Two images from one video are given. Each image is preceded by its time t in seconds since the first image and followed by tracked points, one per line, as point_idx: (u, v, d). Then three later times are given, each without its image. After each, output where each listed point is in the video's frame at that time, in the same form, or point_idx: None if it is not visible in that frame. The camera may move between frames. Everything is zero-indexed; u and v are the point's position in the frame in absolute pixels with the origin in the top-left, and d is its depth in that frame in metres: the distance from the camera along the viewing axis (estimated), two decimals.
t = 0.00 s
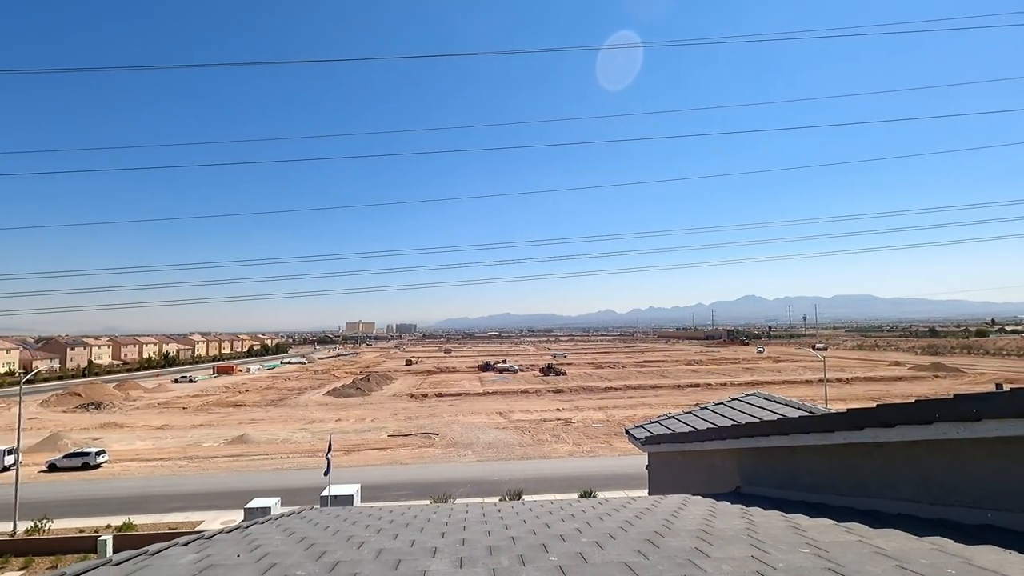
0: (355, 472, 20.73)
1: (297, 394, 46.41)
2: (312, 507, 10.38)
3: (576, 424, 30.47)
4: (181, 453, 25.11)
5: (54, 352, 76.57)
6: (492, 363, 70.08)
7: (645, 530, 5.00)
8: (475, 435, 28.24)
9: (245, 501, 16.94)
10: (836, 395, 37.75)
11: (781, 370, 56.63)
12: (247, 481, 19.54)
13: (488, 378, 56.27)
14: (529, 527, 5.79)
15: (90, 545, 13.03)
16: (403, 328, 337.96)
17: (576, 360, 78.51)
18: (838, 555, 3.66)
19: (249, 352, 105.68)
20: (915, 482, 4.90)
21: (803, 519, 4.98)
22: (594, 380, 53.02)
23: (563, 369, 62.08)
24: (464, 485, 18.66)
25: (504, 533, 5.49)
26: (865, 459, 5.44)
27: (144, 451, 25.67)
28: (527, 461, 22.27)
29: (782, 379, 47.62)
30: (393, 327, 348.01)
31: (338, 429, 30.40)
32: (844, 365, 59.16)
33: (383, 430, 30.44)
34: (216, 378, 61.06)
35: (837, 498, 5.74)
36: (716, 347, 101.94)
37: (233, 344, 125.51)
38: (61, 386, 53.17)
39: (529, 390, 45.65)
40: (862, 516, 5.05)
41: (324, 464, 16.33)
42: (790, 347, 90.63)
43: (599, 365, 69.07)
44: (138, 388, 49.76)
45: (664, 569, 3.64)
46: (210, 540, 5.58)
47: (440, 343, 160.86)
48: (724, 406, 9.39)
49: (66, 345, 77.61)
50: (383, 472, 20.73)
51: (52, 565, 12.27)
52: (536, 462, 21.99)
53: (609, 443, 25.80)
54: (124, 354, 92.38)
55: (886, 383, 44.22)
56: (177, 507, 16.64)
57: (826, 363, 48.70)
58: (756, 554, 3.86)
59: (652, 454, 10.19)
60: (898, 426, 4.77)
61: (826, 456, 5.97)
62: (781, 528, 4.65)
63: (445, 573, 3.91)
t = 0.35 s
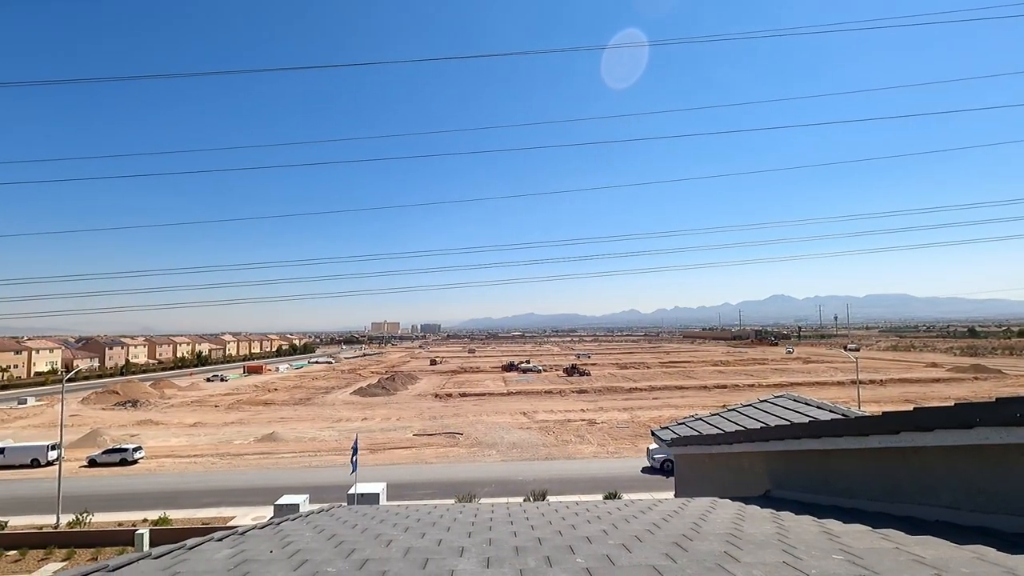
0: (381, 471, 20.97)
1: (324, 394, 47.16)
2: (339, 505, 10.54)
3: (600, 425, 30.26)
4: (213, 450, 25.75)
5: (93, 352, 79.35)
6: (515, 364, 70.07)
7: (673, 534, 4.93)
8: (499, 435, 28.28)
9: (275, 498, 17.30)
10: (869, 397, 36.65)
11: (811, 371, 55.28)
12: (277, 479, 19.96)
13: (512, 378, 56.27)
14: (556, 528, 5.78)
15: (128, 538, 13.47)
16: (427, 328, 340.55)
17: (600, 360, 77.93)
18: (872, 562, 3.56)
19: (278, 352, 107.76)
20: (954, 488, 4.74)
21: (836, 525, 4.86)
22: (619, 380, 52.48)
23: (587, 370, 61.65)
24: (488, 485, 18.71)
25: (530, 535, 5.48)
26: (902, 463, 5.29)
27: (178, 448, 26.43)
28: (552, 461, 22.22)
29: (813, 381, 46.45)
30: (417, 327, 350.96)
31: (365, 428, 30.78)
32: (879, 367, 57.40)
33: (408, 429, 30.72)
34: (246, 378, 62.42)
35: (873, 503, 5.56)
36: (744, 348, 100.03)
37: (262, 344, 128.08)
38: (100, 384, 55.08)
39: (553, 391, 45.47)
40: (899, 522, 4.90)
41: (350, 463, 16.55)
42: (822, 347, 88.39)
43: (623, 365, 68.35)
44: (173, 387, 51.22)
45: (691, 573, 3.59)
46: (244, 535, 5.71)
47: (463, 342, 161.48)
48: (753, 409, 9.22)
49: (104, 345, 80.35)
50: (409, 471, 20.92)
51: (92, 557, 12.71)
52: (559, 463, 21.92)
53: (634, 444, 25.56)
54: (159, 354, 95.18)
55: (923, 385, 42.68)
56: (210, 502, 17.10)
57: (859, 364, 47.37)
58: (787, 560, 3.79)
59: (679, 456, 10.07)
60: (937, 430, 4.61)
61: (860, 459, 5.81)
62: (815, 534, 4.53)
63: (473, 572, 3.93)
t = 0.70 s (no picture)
0: (407, 469, 21.21)
1: (351, 393, 47.88)
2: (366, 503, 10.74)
3: (625, 426, 30.05)
4: (245, 447, 26.41)
5: (131, 352, 82.18)
6: (540, 364, 69.99)
7: (700, 537, 4.86)
8: (524, 435, 28.32)
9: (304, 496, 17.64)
10: (905, 399, 35.55)
11: (844, 373, 53.89)
12: (306, 476, 20.37)
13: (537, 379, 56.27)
14: (582, 529, 5.78)
15: (163, 533, 13.90)
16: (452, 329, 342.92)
17: (625, 361, 77.31)
18: (905, 569, 3.47)
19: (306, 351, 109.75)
20: (994, 495, 4.58)
21: (867, 531, 4.73)
22: (644, 382, 51.93)
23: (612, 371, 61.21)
24: (512, 485, 18.77)
25: (556, 535, 5.50)
26: (938, 469, 5.12)
27: (212, 445, 27.17)
28: (576, 462, 22.15)
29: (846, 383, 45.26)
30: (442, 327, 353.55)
31: (391, 427, 31.17)
32: (915, 368, 55.62)
33: (434, 428, 31.00)
34: (276, 377, 63.78)
35: (907, 509, 5.41)
36: (773, 349, 98.01)
37: (291, 344, 130.67)
38: (138, 383, 56.99)
39: (578, 391, 45.31)
40: (935, 529, 4.75)
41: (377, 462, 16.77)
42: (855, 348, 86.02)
43: (648, 366, 67.66)
44: (206, 386, 52.62)
45: None
46: (277, 531, 5.87)
47: (488, 343, 161.89)
48: (782, 411, 9.02)
49: (142, 345, 82.99)
50: (434, 470, 21.12)
51: (131, 550, 13.18)
52: (584, 464, 21.85)
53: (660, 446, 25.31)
54: (193, 354, 97.86)
55: (963, 388, 41.09)
56: (242, 498, 17.55)
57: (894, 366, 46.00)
58: (816, 565, 3.73)
59: (706, 458, 9.93)
60: (975, 435, 4.46)
61: (894, 463, 5.66)
62: (847, 539, 4.43)
63: (498, 572, 3.95)
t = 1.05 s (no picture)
0: (416, 469, 21.29)
1: (360, 393, 48.09)
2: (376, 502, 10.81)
3: (634, 426, 29.97)
4: (256, 446, 26.64)
5: (144, 351, 83.04)
6: (548, 364, 69.93)
7: (707, 538, 4.85)
8: (532, 435, 28.32)
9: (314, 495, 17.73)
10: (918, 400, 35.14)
11: (856, 373, 53.36)
12: (316, 476, 20.49)
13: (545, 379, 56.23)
14: (593, 529, 5.78)
15: (177, 530, 14.06)
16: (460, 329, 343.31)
17: (634, 361, 77.10)
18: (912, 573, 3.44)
19: (315, 351, 110.26)
20: (1004, 497, 4.55)
21: (878, 533, 4.68)
22: (653, 382, 51.73)
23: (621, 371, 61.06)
24: (522, 485, 18.76)
25: (565, 535, 5.51)
26: (948, 471, 5.07)
27: (223, 444, 27.39)
28: (585, 463, 22.10)
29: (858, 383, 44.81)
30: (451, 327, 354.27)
31: (400, 427, 31.28)
32: (928, 368, 54.95)
33: (442, 428, 31.08)
34: (286, 376, 64.22)
35: (917, 511, 5.37)
36: (784, 349, 97.37)
37: (301, 344, 131.43)
38: (152, 382, 57.68)
39: (587, 391, 45.18)
40: (944, 531, 4.72)
41: (387, 461, 16.84)
42: (868, 348, 85.00)
43: (657, 366, 67.40)
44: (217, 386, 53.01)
45: None
46: (289, 530, 5.92)
47: (496, 343, 161.80)
48: (791, 412, 9.00)
49: (154, 345, 83.89)
50: (443, 470, 21.16)
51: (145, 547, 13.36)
52: (593, 464, 21.82)
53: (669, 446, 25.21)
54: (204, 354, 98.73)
55: (977, 389, 40.54)
56: (253, 497, 17.68)
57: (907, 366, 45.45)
58: (824, 567, 3.71)
59: (714, 459, 9.91)
60: (985, 437, 4.42)
61: (904, 465, 5.61)
62: (855, 542, 4.41)
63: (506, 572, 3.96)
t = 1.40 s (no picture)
0: (426, 469, 21.36)
1: (370, 392, 48.33)
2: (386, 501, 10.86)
3: (644, 426, 29.88)
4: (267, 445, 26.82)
5: (157, 351, 83.93)
6: (558, 364, 69.85)
7: (714, 538, 4.84)
8: (542, 435, 28.33)
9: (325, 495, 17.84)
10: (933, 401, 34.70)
11: (869, 373, 52.81)
12: (327, 475, 20.62)
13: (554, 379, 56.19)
14: (602, 528, 5.80)
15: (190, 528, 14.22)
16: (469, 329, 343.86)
17: (644, 361, 76.82)
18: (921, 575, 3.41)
19: (325, 351, 110.83)
20: (1016, 499, 4.51)
21: (888, 534, 4.66)
22: (663, 382, 51.39)
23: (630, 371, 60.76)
24: (532, 485, 18.78)
25: (574, 533, 5.52)
26: (960, 473, 5.02)
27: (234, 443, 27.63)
28: (595, 463, 22.07)
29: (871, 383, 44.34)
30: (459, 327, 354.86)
31: (409, 426, 31.42)
32: (943, 368, 54.23)
33: (452, 428, 31.15)
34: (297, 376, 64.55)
35: (931, 512, 5.31)
36: (795, 348, 96.54)
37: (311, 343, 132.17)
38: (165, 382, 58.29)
39: (596, 391, 45.09)
40: (955, 532, 4.69)
41: (397, 461, 16.89)
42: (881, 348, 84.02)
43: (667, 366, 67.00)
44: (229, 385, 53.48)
45: None
46: (299, 527, 5.95)
47: (505, 343, 161.69)
48: (801, 412, 8.95)
49: (167, 345, 84.77)
50: (453, 469, 21.22)
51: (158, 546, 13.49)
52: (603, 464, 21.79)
53: (679, 446, 25.12)
54: (216, 353, 99.62)
55: (994, 390, 39.89)
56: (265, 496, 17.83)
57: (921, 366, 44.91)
58: (832, 567, 3.69)
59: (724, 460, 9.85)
60: (999, 439, 4.37)
61: (915, 465, 5.57)
62: (865, 543, 4.39)
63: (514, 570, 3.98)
